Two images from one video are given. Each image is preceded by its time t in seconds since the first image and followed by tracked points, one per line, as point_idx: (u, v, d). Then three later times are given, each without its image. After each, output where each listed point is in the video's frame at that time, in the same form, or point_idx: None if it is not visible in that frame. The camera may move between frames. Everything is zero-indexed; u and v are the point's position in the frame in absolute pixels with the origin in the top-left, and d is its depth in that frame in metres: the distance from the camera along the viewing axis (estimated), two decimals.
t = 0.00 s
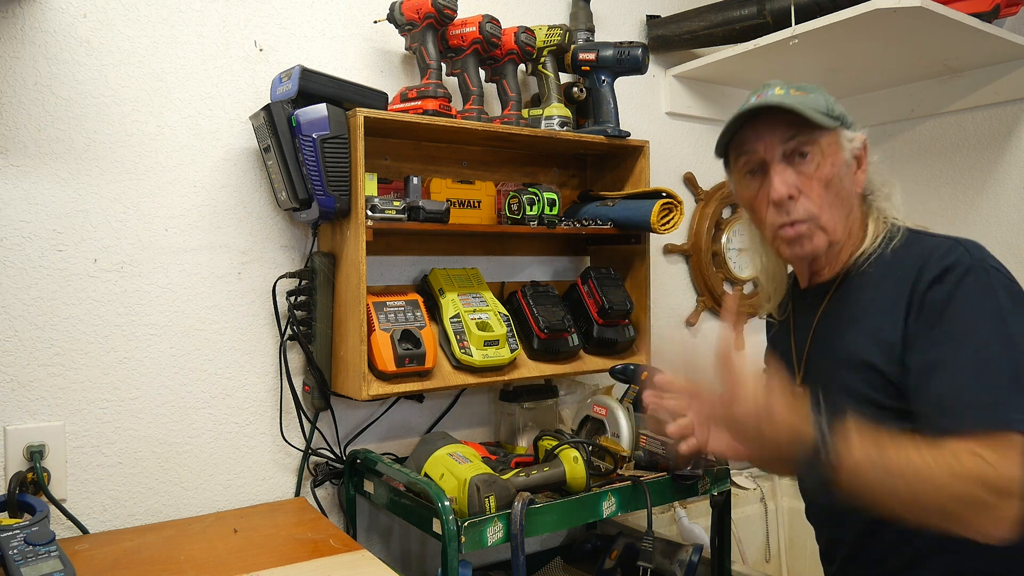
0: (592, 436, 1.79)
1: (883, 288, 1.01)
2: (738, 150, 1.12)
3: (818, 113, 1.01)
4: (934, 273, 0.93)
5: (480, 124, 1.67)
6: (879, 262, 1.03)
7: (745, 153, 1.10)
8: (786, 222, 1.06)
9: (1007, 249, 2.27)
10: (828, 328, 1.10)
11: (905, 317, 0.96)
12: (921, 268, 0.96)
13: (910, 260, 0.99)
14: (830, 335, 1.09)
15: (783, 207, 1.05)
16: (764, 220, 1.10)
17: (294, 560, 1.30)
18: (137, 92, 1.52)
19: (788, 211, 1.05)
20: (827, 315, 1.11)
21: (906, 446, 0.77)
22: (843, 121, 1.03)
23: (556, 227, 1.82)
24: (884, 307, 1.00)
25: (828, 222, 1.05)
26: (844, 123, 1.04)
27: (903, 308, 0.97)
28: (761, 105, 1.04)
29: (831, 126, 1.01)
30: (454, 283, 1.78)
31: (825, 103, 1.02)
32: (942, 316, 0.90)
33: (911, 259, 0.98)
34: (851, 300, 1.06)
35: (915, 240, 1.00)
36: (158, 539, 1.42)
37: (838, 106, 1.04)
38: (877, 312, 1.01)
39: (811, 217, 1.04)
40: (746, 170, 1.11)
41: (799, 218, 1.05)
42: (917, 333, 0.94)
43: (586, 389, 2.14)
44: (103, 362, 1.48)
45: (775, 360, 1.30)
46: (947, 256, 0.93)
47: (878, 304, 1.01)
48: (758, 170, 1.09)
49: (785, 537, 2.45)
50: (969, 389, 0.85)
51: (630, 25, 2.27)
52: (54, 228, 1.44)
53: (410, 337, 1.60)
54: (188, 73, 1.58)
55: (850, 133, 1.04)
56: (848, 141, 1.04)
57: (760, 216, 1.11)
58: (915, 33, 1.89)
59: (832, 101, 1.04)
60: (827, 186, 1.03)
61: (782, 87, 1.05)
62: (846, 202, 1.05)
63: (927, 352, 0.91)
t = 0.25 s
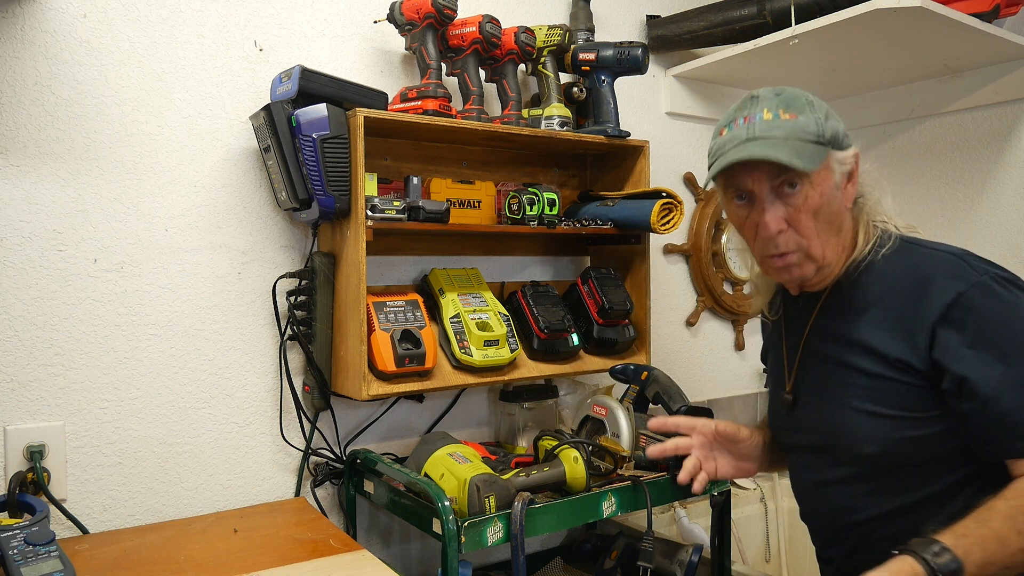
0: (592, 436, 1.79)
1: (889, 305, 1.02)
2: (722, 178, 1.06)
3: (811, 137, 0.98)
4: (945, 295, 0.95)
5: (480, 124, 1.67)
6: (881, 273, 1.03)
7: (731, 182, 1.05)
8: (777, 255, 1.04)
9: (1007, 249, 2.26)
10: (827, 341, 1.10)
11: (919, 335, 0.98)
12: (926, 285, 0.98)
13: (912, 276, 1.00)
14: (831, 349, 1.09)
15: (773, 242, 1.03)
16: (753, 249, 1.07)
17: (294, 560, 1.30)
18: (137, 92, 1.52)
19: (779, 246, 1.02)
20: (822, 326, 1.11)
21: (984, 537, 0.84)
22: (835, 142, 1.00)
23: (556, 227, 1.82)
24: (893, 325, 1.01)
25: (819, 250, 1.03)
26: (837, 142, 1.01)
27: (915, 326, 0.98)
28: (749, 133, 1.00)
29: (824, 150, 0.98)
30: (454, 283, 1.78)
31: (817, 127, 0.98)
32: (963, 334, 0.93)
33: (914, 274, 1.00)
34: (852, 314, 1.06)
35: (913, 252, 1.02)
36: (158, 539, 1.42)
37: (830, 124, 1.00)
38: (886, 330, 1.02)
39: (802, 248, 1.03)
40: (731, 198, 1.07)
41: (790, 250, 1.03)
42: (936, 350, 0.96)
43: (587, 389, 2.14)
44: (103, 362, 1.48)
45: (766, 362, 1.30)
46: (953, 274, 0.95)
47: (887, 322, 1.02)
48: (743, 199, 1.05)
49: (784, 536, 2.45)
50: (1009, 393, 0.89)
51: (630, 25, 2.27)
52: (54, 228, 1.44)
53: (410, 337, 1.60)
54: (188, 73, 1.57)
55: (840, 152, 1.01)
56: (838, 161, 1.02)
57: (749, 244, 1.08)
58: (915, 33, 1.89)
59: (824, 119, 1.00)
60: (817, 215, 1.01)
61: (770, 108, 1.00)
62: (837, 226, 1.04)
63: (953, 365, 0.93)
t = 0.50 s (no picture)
0: (592, 436, 1.80)
1: (886, 305, 1.02)
2: (728, 176, 1.07)
3: (820, 139, 0.98)
4: (941, 295, 0.95)
5: (480, 124, 1.67)
6: (880, 277, 1.04)
7: (737, 180, 1.05)
8: (778, 255, 1.04)
9: (1007, 249, 2.26)
10: (827, 342, 1.10)
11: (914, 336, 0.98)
12: (924, 286, 0.98)
13: (911, 277, 1.00)
14: (831, 348, 1.09)
15: (775, 241, 1.03)
16: (755, 248, 1.08)
17: (294, 560, 1.30)
18: (137, 92, 1.52)
19: (781, 246, 1.03)
20: (821, 326, 1.11)
21: (977, 541, 0.84)
22: (843, 146, 1.01)
23: (556, 227, 1.82)
24: (889, 325, 1.01)
25: (822, 254, 1.04)
26: (845, 146, 1.01)
27: (911, 327, 0.99)
28: (759, 131, 1.00)
29: (832, 153, 0.99)
30: (454, 283, 1.78)
31: (826, 130, 0.99)
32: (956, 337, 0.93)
33: (913, 275, 1.00)
34: (851, 314, 1.06)
35: (914, 253, 1.02)
36: (158, 539, 1.42)
37: (839, 128, 1.00)
38: (882, 329, 1.02)
39: (804, 249, 1.03)
40: (736, 196, 1.07)
41: (791, 251, 1.03)
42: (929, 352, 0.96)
43: (587, 389, 2.14)
44: (103, 362, 1.48)
45: (765, 363, 1.30)
46: (949, 275, 0.95)
47: (884, 322, 1.02)
48: (748, 197, 1.06)
49: (784, 536, 2.45)
50: (1001, 400, 0.88)
51: (630, 25, 2.27)
52: (54, 228, 1.44)
53: (410, 337, 1.60)
54: (188, 73, 1.57)
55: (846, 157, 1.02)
56: (844, 165, 1.02)
57: (751, 244, 1.09)
58: (915, 33, 1.89)
59: (833, 122, 1.00)
60: (821, 218, 1.02)
61: (780, 108, 1.01)
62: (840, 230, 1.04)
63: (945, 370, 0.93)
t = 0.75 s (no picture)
0: (592, 437, 1.79)
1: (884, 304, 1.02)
2: (728, 161, 1.09)
3: (817, 130, 0.99)
4: (936, 295, 0.95)
5: (480, 124, 1.67)
6: (878, 276, 1.04)
7: (736, 165, 1.08)
8: (769, 241, 1.06)
9: (1007, 249, 2.26)
10: (826, 341, 1.10)
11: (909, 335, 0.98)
12: (921, 286, 0.98)
13: (909, 277, 1.00)
14: (830, 347, 1.09)
15: (767, 227, 1.05)
16: (749, 233, 1.10)
17: (294, 560, 1.30)
18: (137, 92, 1.52)
19: (772, 232, 1.04)
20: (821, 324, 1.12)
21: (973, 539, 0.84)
22: (844, 141, 1.00)
23: (556, 227, 1.82)
24: (886, 324, 1.01)
25: (814, 245, 1.04)
26: (847, 141, 1.01)
27: (906, 326, 0.99)
28: (759, 117, 1.02)
29: (829, 146, 0.99)
30: (454, 283, 1.78)
31: (826, 122, 0.99)
32: (949, 336, 0.93)
33: (911, 275, 1.00)
34: (850, 314, 1.07)
35: (912, 254, 1.02)
36: (158, 539, 1.42)
37: (842, 122, 1.00)
38: (879, 328, 1.02)
39: (795, 238, 1.04)
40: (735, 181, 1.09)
41: (781, 238, 1.05)
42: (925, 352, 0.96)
43: (587, 389, 2.14)
44: (103, 362, 1.48)
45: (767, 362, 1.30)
46: (946, 275, 0.95)
47: (881, 321, 1.02)
48: (745, 182, 1.08)
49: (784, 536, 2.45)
50: (994, 399, 0.88)
51: (630, 25, 2.27)
52: (54, 228, 1.44)
53: (410, 337, 1.60)
54: (188, 73, 1.58)
55: (847, 153, 1.02)
56: (845, 160, 1.02)
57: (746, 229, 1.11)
58: (915, 33, 1.89)
59: (837, 116, 1.00)
60: (815, 209, 1.02)
61: (784, 98, 1.02)
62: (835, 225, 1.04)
63: (939, 369, 0.93)
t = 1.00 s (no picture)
0: (592, 437, 1.79)
1: (880, 299, 1.02)
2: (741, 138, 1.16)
3: (824, 113, 1.03)
4: (928, 289, 0.95)
5: (480, 124, 1.67)
6: (877, 274, 1.04)
7: (746, 142, 1.14)
8: (761, 217, 1.11)
9: (1007, 249, 2.26)
10: (826, 339, 1.11)
11: (897, 329, 0.99)
12: (915, 282, 0.97)
13: (906, 273, 0.99)
14: (829, 346, 1.10)
15: (761, 202, 1.11)
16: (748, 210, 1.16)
17: (294, 560, 1.30)
18: (137, 92, 1.52)
19: (764, 207, 1.10)
20: (823, 320, 1.12)
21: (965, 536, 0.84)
22: (851, 133, 1.03)
23: (556, 227, 1.82)
24: (879, 319, 1.01)
25: (804, 228, 1.08)
26: (855, 133, 1.03)
27: (895, 321, 0.99)
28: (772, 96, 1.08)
29: (832, 131, 1.02)
30: (454, 283, 1.78)
31: (834, 110, 1.03)
32: (933, 331, 0.93)
33: (908, 270, 0.99)
34: (850, 312, 1.07)
35: (912, 252, 1.01)
36: (158, 539, 1.42)
37: (854, 114, 1.03)
38: (873, 322, 1.02)
39: (786, 218, 1.09)
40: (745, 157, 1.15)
41: (771, 215, 1.10)
42: (910, 346, 0.96)
43: (587, 389, 2.14)
44: (103, 362, 1.48)
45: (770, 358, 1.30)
46: (939, 271, 0.95)
47: (875, 315, 1.02)
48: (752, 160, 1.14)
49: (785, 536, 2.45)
50: (968, 396, 0.88)
51: (630, 25, 2.27)
52: (54, 228, 1.44)
53: (410, 337, 1.60)
54: (188, 73, 1.57)
55: (853, 145, 1.04)
56: (849, 152, 1.04)
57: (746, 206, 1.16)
58: (915, 33, 1.89)
59: (849, 109, 1.03)
60: (808, 193, 1.06)
61: (802, 83, 1.08)
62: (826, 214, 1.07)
63: (922, 362, 0.94)
